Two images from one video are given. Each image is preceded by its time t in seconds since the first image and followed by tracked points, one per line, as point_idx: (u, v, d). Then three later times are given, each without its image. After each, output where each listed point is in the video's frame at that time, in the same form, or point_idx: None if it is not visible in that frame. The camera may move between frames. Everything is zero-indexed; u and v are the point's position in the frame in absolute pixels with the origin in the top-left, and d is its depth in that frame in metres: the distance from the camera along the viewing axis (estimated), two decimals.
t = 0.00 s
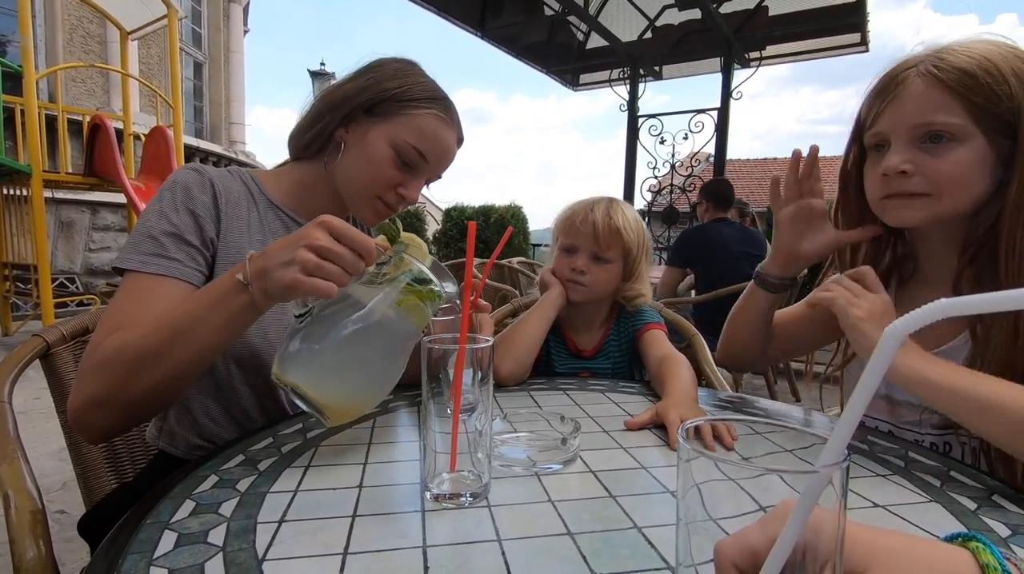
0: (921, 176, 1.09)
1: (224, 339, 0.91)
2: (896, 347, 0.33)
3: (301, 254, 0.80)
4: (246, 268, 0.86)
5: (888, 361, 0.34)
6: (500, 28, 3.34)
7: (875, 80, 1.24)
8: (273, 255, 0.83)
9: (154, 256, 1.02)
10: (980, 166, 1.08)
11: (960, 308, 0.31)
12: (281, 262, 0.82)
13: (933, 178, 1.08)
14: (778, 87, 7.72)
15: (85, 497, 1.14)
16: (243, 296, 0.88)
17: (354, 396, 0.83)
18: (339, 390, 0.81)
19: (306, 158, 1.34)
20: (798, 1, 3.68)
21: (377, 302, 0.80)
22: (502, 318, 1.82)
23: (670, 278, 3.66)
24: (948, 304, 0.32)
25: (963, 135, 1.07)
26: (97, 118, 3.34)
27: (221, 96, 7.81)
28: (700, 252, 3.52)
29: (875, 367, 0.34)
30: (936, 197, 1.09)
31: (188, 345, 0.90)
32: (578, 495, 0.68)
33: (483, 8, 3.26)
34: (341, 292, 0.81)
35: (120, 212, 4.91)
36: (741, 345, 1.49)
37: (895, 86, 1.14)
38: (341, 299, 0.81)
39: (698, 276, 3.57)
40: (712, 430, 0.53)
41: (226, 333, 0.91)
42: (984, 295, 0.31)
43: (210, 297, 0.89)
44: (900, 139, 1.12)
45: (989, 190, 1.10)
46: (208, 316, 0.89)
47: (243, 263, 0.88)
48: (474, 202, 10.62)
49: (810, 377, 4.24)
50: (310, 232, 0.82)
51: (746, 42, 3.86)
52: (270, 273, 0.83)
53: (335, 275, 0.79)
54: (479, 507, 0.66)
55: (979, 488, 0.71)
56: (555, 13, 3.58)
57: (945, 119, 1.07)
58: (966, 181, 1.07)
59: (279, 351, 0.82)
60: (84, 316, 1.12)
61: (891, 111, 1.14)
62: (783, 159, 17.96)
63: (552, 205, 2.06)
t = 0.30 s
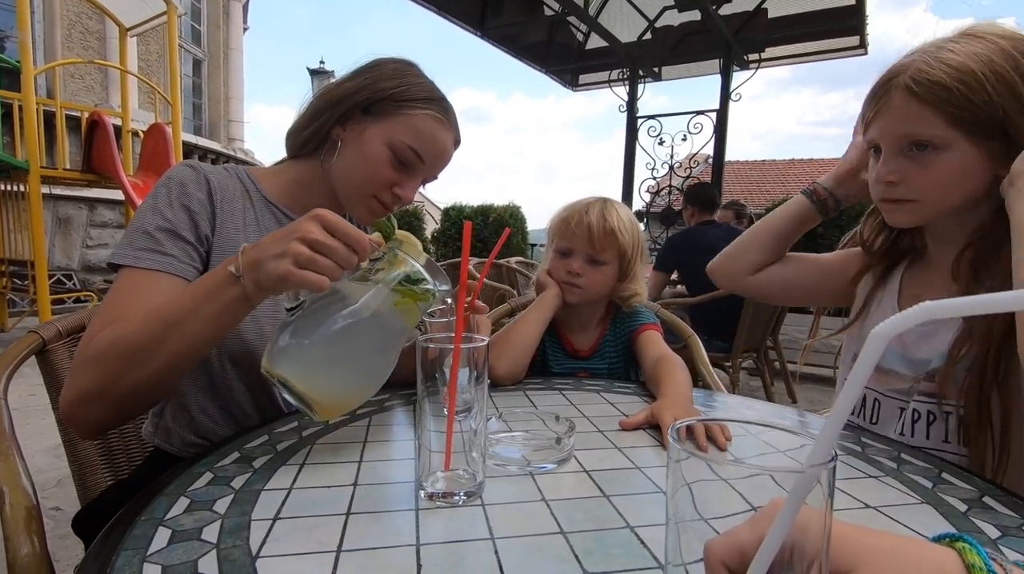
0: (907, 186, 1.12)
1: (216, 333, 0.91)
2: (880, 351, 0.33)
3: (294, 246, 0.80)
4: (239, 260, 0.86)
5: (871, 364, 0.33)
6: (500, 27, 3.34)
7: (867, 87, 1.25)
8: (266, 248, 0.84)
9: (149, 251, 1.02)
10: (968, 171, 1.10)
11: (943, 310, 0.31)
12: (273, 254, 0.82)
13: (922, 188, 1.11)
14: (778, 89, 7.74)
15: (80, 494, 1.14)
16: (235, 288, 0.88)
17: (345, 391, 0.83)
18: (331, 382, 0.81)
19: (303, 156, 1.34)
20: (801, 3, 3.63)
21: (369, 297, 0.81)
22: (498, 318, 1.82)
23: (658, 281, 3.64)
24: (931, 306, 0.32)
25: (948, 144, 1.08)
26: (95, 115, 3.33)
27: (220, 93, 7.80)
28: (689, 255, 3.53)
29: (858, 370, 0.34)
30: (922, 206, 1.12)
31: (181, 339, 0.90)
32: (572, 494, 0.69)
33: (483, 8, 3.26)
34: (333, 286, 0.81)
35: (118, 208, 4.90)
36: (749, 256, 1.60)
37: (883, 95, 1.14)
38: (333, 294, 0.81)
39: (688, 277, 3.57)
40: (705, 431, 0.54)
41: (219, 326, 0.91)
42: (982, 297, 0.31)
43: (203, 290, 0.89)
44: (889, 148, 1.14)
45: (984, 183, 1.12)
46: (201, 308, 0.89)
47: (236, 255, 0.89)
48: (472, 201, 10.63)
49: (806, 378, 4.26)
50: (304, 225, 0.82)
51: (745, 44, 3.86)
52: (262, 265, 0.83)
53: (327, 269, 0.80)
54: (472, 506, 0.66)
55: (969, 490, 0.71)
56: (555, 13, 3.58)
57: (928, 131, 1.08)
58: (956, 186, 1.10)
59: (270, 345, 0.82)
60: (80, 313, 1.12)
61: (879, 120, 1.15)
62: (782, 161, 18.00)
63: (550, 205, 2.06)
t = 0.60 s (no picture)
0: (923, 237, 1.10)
1: (213, 336, 0.92)
2: (861, 365, 0.35)
3: (292, 251, 0.81)
4: (236, 264, 0.87)
5: (853, 378, 0.35)
6: (498, 31, 3.35)
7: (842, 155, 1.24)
8: (264, 251, 0.84)
9: (144, 255, 1.02)
10: (979, 193, 1.05)
11: (915, 327, 0.33)
12: (271, 258, 0.83)
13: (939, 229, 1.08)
14: (775, 94, 7.80)
15: (74, 498, 1.14)
16: (233, 290, 0.88)
17: (339, 396, 0.83)
18: (327, 384, 0.81)
19: (299, 161, 1.35)
20: (797, 9, 3.57)
21: (364, 303, 0.81)
22: (495, 322, 1.82)
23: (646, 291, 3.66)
24: (905, 325, 0.33)
25: (946, 190, 1.05)
26: (92, 117, 3.32)
27: (217, 95, 7.79)
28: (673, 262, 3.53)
29: (840, 384, 0.35)
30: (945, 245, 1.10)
31: (177, 342, 0.90)
32: (565, 501, 0.69)
33: (480, 12, 3.27)
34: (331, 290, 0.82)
35: (115, 210, 4.90)
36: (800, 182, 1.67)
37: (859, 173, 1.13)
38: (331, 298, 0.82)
39: (675, 286, 3.57)
40: (696, 438, 0.54)
41: (216, 329, 0.91)
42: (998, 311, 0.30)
43: (201, 293, 0.89)
44: (890, 211, 1.12)
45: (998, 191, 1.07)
46: (198, 311, 0.89)
47: (234, 258, 0.89)
48: (470, 204, 10.64)
49: (802, 382, 4.27)
50: (302, 230, 0.83)
51: (742, 49, 3.89)
52: (260, 269, 0.84)
53: (325, 274, 0.81)
54: (465, 512, 0.66)
55: (957, 495, 0.72)
56: (553, 18, 3.59)
57: (919, 189, 1.06)
58: (968, 216, 1.07)
59: (266, 347, 0.83)
60: (76, 317, 1.12)
61: (867, 192, 1.14)
62: (778, 165, 18.09)
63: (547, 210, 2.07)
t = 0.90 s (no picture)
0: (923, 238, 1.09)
1: (205, 336, 0.91)
2: (840, 364, 0.35)
3: (286, 253, 0.81)
4: (229, 264, 0.87)
5: (831, 376, 0.36)
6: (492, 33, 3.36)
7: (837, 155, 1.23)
8: (257, 252, 0.84)
9: (136, 255, 1.02)
10: (977, 195, 1.06)
11: (893, 329, 0.34)
12: (265, 259, 0.83)
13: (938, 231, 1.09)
14: (768, 97, 7.85)
15: (63, 500, 1.13)
16: (225, 290, 0.88)
17: (330, 398, 0.83)
18: (318, 386, 0.81)
19: (292, 163, 1.35)
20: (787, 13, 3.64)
21: (356, 305, 0.80)
22: (488, 324, 1.82)
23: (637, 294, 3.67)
24: (885, 324, 0.34)
25: (946, 190, 1.05)
26: (83, 117, 3.30)
27: (211, 96, 7.76)
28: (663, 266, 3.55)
29: (819, 384, 0.36)
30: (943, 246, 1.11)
31: (169, 342, 0.89)
32: (555, 502, 0.69)
33: (475, 14, 3.28)
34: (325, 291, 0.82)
35: (107, 210, 4.86)
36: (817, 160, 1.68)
37: (859, 173, 1.12)
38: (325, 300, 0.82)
39: (665, 290, 3.58)
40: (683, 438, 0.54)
41: (207, 330, 0.91)
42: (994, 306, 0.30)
43: (193, 294, 0.89)
44: (889, 211, 1.11)
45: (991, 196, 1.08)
46: (190, 311, 0.89)
47: (227, 259, 0.89)
48: (464, 205, 10.64)
49: (795, 384, 4.29)
50: (297, 231, 0.83)
51: (735, 53, 3.91)
52: (253, 270, 0.84)
53: (318, 276, 0.81)
54: (454, 513, 0.67)
55: (942, 495, 0.73)
56: (547, 20, 3.61)
57: (919, 188, 1.05)
58: (964, 218, 1.08)
59: (257, 348, 0.83)
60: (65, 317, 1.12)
61: (866, 193, 1.13)
62: (771, 168, 18.18)
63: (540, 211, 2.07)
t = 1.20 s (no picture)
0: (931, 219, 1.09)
1: (196, 336, 0.90)
2: (829, 370, 0.36)
3: (279, 252, 0.81)
4: (220, 263, 0.86)
5: (822, 383, 0.36)
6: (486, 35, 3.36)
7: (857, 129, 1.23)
8: (249, 253, 0.83)
9: (127, 255, 1.01)
10: (983, 185, 1.07)
11: (886, 336, 0.34)
12: (257, 259, 0.82)
13: (945, 219, 1.09)
14: (760, 101, 7.91)
15: (50, 505, 1.12)
16: (216, 291, 0.87)
17: (320, 400, 0.83)
18: (307, 388, 0.81)
19: (285, 164, 1.34)
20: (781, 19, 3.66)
21: (349, 306, 0.80)
22: (482, 326, 1.82)
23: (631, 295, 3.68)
24: (875, 331, 0.34)
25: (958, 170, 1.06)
26: (74, 116, 3.28)
27: (204, 96, 7.72)
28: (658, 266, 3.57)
29: (808, 390, 0.36)
30: (946, 235, 1.11)
31: (160, 341, 0.89)
32: (547, 505, 0.69)
33: (469, 15, 3.28)
34: (317, 292, 0.82)
35: (97, 210, 4.83)
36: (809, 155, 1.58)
37: (878, 140, 1.13)
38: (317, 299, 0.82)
39: (659, 290, 3.59)
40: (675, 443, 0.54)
41: (197, 330, 0.90)
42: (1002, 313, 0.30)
43: (184, 295, 0.88)
44: (901, 186, 1.11)
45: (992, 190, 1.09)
46: (179, 312, 0.88)
47: (219, 258, 0.88)
48: (458, 206, 10.64)
49: (788, 386, 4.31)
50: (290, 231, 0.82)
51: (728, 56, 3.93)
52: (246, 270, 0.83)
53: (311, 276, 0.80)
54: (446, 518, 0.66)
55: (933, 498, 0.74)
56: (542, 23, 3.62)
57: (936, 165, 1.06)
58: (971, 209, 1.09)
59: (248, 349, 0.82)
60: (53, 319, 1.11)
61: (881, 163, 1.13)
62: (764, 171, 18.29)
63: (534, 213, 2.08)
